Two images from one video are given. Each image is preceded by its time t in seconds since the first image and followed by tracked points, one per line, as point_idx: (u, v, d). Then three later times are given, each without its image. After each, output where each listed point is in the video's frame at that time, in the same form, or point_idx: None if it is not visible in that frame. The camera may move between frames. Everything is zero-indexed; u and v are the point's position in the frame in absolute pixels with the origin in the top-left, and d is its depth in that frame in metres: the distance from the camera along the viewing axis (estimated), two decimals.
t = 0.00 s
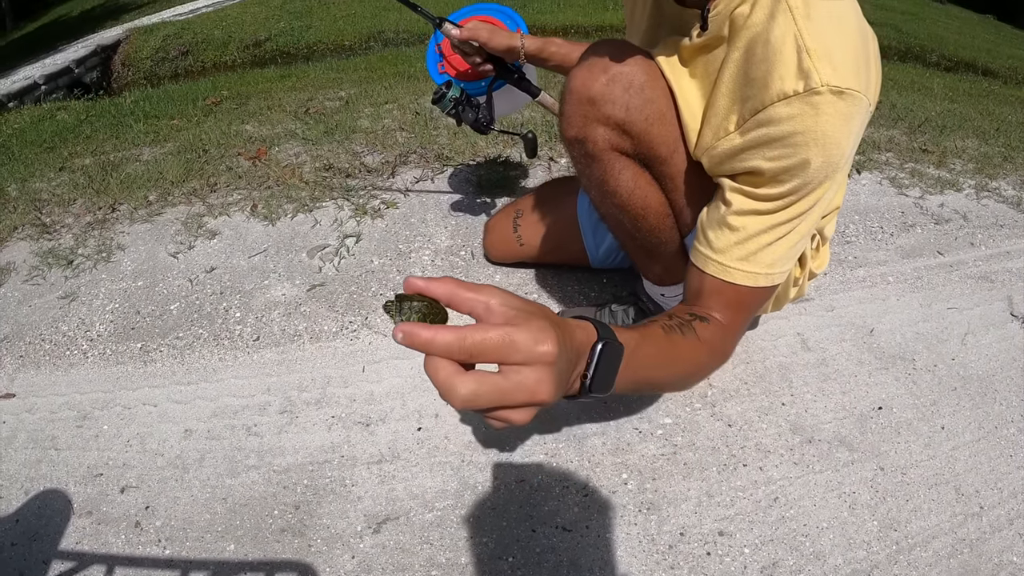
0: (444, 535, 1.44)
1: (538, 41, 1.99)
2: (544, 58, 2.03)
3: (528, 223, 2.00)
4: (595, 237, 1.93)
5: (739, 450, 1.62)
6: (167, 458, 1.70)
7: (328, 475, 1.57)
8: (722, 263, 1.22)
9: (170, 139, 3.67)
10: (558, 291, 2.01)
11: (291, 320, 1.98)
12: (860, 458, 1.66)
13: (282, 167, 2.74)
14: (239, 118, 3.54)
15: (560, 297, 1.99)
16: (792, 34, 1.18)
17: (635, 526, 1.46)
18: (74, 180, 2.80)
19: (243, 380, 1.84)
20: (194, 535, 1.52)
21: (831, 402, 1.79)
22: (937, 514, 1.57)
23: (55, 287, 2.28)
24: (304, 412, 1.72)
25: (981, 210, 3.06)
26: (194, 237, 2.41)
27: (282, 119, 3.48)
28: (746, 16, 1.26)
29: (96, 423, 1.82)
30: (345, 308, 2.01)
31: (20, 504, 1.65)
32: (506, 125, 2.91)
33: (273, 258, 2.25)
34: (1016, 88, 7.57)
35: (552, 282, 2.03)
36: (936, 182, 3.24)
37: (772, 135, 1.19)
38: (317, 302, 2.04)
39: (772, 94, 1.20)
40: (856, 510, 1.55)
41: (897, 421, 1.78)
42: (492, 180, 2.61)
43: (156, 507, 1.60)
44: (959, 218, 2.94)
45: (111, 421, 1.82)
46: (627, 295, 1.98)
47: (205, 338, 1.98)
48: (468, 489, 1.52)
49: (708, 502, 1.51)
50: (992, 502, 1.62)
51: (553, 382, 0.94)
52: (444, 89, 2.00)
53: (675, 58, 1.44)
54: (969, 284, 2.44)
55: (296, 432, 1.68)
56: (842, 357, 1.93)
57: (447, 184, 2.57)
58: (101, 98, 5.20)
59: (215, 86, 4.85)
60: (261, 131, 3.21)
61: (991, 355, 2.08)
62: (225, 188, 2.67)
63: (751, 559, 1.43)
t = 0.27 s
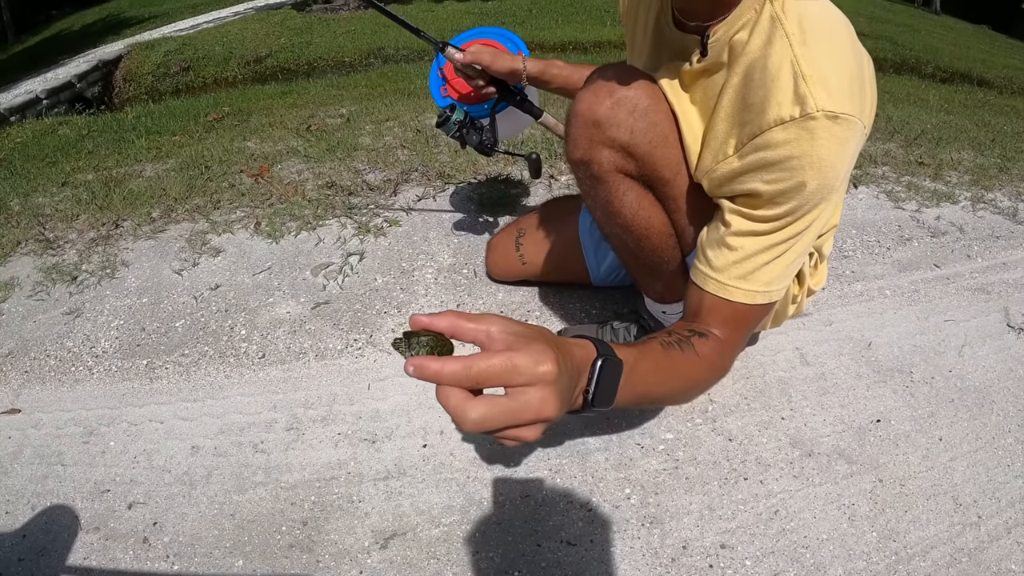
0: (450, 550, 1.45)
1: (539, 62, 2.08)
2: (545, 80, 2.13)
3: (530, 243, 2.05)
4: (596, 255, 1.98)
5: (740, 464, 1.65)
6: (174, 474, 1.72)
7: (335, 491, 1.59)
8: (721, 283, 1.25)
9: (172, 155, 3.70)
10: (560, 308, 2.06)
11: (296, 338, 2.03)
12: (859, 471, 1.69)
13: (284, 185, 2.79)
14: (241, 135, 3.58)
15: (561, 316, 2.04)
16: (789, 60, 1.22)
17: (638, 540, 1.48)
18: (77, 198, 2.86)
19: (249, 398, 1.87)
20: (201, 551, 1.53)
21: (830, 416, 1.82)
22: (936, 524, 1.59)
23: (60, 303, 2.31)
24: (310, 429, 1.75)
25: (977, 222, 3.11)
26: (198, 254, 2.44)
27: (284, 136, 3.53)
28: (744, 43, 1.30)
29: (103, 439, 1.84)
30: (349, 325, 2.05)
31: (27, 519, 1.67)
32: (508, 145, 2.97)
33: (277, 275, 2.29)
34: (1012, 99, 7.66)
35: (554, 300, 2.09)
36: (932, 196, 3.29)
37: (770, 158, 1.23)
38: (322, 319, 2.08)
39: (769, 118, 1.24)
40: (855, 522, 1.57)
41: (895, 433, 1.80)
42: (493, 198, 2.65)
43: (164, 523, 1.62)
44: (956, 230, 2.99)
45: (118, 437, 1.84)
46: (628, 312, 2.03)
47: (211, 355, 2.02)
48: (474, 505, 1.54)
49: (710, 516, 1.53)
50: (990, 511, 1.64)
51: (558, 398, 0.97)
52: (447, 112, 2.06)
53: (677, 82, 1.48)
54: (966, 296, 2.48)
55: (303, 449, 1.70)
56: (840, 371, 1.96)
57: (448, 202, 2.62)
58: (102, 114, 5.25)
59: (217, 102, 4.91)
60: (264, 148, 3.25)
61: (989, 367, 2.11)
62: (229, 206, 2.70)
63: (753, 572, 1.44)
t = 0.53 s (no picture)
0: (451, 563, 1.49)
1: (533, 87, 2.18)
2: (540, 104, 2.22)
3: (526, 263, 2.12)
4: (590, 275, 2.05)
5: (732, 475, 1.69)
6: (180, 490, 1.76)
7: (339, 506, 1.63)
8: (709, 302, 1.29)
9: (172, 173, 3.75)
10: (557, 325, 2.13)
11: (298, 356, 2.09)
12: (849, 480, 1.73)
13: (284, 206, 2.84)
14: (240, 154, 3.61)
15: (558, 335, 2.10)
16: (770, 87, 1.28)
17: (633, 550, 1.52)
18: (77, 216, 2.91)
19: (253, 416, 1.93)
20: (208, 565, 1.57)
21: (821, 427, 1.86)
22: (926, 531, 1.63)
23: (63, 321, 2.36)
24: (313, 446, 1.79)
25: (967, 232, 3.21)
26: (200, 273, 2.50)
27: (282, 155, 3.61)
28: (728, 70, 1.36)
29: (108, 456, 1.88)
30: (350, 344, 2.11)
31: (34, 534, 1.71)
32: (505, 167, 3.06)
33: (278, 294, 2.36)
34: (1005, 108, 7.78)
35: (551, 317, 2.16)
36: (923, 207, 3.39)
37: (753, 181, 1.29)
38: (324, 338, 2.15)
39: (752, 143, 1.29)
40: (846, 529, 1.61)
41: (885, 443, 1.85)
42: (489, 217, 2.75)
43: (171, 538, 1.66)
44: (946, 241, 3.10)
45: (123, 454, 1.89)
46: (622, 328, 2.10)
47: (215, 373, 2.07)
48: (474, 518, 1.58)
49: (703, 526, 1.57)
50: (980, 517, 1.68)
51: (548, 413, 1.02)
52: (444, 135, 2.13)
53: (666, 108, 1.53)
54: (956, 306, 2.55)
55: (307, 466, 1.74)
56: (832, 384, 2.01)
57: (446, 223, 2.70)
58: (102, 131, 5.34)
59: (215, 120, 5.00)
60: (263, 167, 3.33)
61: (979, 375, 2.16)
62: (229, 225, 2.76)
63: None
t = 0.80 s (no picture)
0: (448, 571, 1.56)
1: (525, 116, 2.35)
2: (531, 132, 2.38)
3: (518, 285, 2.22)
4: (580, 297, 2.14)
5: (718, 487, 1.77)
6: (187, 505, 1.83)
7: (342, 519, 1.70)
8: (697, 323, 1.37)
9: (172, 194, 3.83)
10: (550, 344, 2.22)
11: (300, 376, 2.19)
12: (832, 489, 1.80)
13: (283, 227, 3.07)
14: (239, 178, 3.83)
15: (550, 354, 2.18)
16: (742, 120, 1.37)
17: (622, 558, 1.59)
18: (78, 236, 3.04)
19: (256, 433, 2.01)
20: None
21: (805, 439, 1.94)
22: (907, 538, 1.70)
23: (68, 340, 2.44)
24: (316, 462, 1.86)
25: (951, 245, 3.34)
26: (202, 294, 2.63)
27: (281, 179, 3.75)
28: (704, 104, 1.45)
29: (116, 472, 1.96)
30: (350, 364, 2.20)
31: (44, 547, 1.78)
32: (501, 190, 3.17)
33: (280, 315, 2.51)
34: (995, 119, 7.93)
35: (543, 337, 2.25)
36: (910, 221, 3.52)
37: (728, 208, 1.37)
38: (325, 358, 2.26)
39: (726, 172, 1.38)
40: (829, 537, 1.68)
41: (868, 453, 1.92)
42: (483, 240, 3.02)
43: (179, 550, 1.72)
44: (931, 254, 3.21)
45: (131, 470, 1.97)
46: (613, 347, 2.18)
47: (219, 393, 2.17)
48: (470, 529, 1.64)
49: (689, 535, 1.65)
50: (961, 523, 1.75)
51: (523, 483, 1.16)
52: (441, 165, 2.33)
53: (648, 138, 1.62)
54: (940, 319, 2.65)
55: (310, 480, 1.81)
56: (816, 397, 2.09)
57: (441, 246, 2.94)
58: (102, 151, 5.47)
59: (214, 142, 5.14)
60: (260, 189, 3.57)
61: (961, 387, 2.25)
62: (230, 246, 2.92)
63: None
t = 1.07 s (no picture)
0: None
1: (517, 143, 2.45)
2: (525, 159, 2.47)
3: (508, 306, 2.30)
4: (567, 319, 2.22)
5: (701, 501, 1.84)
6: (191, 521, 1.90)
7: (341, 534, 1.76)
8: (676, 363, 1.45)
9: (171, 214, 3.90)
10: (540, 364, 2.30)
11: (299, 396, 2.27)
12: (812, 502, 1.87)
13: (281, 248, 3.18)
14: (237, 199, 3.92)
15: (540, 373, 2.26)
16: (708, 172, 1.47)
17: (608, 570, 1.66)
18: (79, 255, 3.13)
19: (257, 452, 2.08)
20: None
21: (787, 453, 2.02)
22: (886, 548, 1.77)
23: (71, 360, 2.52)
24: (315, 479, 1.93)
25: (937, 258, 3.43)
26: (202, 315, 2.71)
27: (278, 200, 3.86)
28: (674, 154, 1.55)
29: (122, 490, 2.03)
30: (347, 385, 2.28)
31: (52, 563, 1.84)
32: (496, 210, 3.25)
33: (278, 336, 2.60)
34: (985, 128, 8.07)
35: (534, 356, 2.33)
36: (896, 235, 3.62)
37: (697, 257, 1.46)
38: (323, 378, 2.34)
39: (694, 222, 1.47)
40: (808, 548, 1.75)
41: (848, 466, 1.99)
42: (476, 260, 3.14)
43: (185, 564, 1.79)
44: (917, 268, 3.30)
45: (136, 487, 2.03)
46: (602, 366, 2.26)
47: (221, 413, 2.25)
48: (464, 543, 1.70)
49: (674, 547, 1.72)
50: (940, 533, 1.82)
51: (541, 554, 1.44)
52: (440, 194, 2.49)
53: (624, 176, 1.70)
54: (923, 332, 2.74)
55: (310, 497, 1.88)
56: (799, 412, 2.17)
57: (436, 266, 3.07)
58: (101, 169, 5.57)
59: (211, 161, 5.25)
60: (257, 210, 3.66)
61: (943, 399, 2.33)
62: (228, 267, 3.01)
63: None
